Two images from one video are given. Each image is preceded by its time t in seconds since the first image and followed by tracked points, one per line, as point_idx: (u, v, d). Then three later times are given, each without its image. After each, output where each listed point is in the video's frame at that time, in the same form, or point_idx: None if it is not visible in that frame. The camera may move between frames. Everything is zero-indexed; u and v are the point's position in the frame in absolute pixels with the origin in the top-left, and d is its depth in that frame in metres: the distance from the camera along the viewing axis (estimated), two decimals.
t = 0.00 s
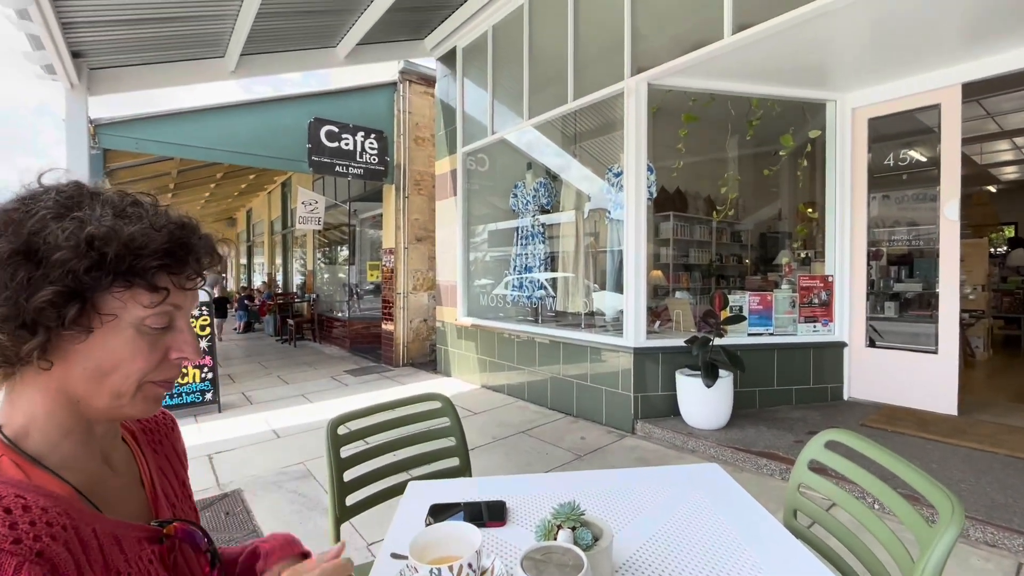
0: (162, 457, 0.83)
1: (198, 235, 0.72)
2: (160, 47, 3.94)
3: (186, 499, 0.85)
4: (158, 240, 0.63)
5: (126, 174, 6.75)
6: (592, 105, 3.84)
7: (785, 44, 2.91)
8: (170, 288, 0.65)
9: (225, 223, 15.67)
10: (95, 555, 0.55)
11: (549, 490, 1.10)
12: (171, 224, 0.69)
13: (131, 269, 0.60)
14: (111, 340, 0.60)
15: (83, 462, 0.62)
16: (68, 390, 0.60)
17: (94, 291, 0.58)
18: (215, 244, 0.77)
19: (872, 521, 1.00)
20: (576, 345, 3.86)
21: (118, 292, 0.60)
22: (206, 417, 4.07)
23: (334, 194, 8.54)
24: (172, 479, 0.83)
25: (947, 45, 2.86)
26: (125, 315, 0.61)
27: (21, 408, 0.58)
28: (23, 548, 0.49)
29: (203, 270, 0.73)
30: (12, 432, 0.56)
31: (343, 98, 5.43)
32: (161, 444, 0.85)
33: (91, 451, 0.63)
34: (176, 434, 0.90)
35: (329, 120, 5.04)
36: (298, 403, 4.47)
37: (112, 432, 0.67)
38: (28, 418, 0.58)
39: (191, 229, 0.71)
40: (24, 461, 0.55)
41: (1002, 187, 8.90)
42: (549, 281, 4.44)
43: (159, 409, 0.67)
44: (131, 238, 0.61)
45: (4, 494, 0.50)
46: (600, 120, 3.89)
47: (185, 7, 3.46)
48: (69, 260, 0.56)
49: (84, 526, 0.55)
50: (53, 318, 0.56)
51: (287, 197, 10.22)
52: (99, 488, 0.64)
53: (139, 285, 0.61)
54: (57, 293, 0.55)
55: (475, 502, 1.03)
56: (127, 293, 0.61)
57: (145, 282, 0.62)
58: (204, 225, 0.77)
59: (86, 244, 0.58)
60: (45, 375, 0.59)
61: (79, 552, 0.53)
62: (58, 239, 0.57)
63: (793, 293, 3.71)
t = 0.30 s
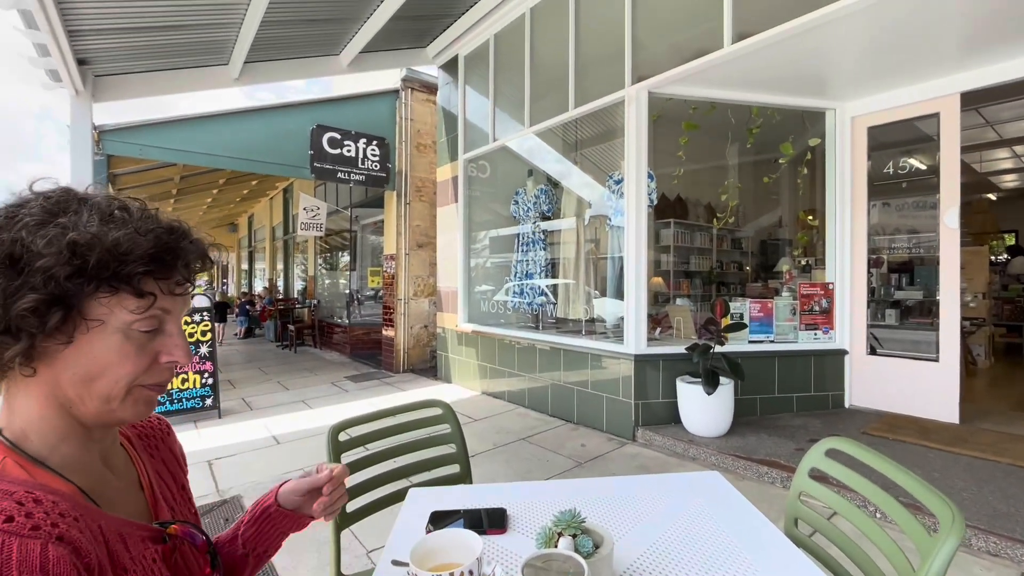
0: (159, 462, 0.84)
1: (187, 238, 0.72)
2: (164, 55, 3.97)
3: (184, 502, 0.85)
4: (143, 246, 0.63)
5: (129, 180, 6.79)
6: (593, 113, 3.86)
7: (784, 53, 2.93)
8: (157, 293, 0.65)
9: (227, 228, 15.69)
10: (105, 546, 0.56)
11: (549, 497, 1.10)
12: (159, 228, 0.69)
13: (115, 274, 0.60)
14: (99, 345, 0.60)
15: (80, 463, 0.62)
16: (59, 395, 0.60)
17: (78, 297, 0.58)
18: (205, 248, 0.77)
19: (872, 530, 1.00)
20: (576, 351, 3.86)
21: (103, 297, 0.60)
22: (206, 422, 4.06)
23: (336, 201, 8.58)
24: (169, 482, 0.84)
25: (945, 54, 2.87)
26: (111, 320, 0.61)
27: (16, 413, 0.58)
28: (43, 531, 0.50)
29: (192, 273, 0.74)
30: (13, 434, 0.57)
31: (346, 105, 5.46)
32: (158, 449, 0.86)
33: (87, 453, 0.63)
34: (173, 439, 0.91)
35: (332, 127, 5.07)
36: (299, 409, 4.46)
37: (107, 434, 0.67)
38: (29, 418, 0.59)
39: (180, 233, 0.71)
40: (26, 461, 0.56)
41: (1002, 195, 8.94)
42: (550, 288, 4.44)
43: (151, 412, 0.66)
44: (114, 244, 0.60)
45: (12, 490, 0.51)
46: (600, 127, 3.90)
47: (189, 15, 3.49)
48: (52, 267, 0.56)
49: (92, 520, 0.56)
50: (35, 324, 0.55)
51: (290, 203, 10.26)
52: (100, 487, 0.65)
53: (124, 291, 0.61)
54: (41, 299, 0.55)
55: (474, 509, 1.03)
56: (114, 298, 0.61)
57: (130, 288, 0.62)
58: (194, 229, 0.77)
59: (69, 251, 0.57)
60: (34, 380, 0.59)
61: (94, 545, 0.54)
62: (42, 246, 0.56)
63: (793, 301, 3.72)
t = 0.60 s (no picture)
0: (173, 470, 0.85)
1: (219, 250, 0.75)
2: (168, 63, 4.00)
3: (195, 509, 0.85)
4: (181, 255, 0.66)
5: (130, 186, 6.82)
6: (593, 121, 3.89)
7: (784, 63, 2.96)
8: (193, 302, 0.68)
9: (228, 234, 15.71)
10: (131, 550, 0.57)
11: (550, 504, 1.11)
12: (194, 239, 0.71)
13: (155, 283, 0.63)
14: (136, 351, 0.63)
15: (109, 467, 0.64)
16: (96, 399, 0.62)
17: (121, 303, 0.60)
18: (236, 259, 0.80)
19: (872, 538, 1.01)
20: (576, 358, 3.87)
21: (144, 305, 0.62)
22: (204, 429, 4.05)
23: (336, 207, 8.60)
24: (183, 490, 0.85)
25: (942, 64, 2.90)
26: (150, 326, 0.63)
27: (54, 416, 0.61)
28: (83, 530, 0.52)
29: (223, 283, 0.76)
30: (48, 437, 0.59)
31: (347, 112, 5.49)
32: (173, 456, 0.87)
33: (118, 457, 0.65)
34: (186, 446, 0.91)
35: (333, 134, 5.10)
36: (298, 416, 4.45)
37: (136, 439, 0.69)
38: (59, 423, 0.61)
39: (212, 244, 0.74)
40: (60, 463, 0.58)
41: (1000, 203, 8.96)
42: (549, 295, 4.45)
43: (179, 417, 0.69)
44: (155, 252, 0.63)
45: (53, 491, 0.53)
46: (600, 135, 3.93)
47: (193, 24, 3.52)
48: (99, 274, 0.59)
49: (120, 524, 0.57)
50: (81, 329, 0.58)
51: (290, 210, 10.28)
52: (126, 492, 0.66)
53: (164, 298, 0.64)
54: (89, 305, 0.58)
55: (474, 516, 1.03)
56: (153, 305, 0.63)
57: (169, 295, 0.64)
58: (224, 241, 0.80)
59: (115, 259, 0.60)
60: (73, 385, 0.61)
61: (124, 546, 0.56)
62: (90, 255, 0.59)
63: (792, 308, 3.72)
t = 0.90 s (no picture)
0: (184, 475, 0.86)
1: (234, 262, 0.78)
2: (171, 70, 4.03)
3: (207, 517, 0.86)
4: (202, 267, 0.68)
5: (131, 192, 6.84)
6: (592, 129, 3.92)
7: (783, 71, 2.97)
8: (210, 311, 0.70)
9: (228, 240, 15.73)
10: (135, 560, 0.58)
11: (551, 512, 1.11)
12: (212, 251, 0.74)
13: (177, 292, 0.65)
14: (154, 359, 0.64)
15: (120, 475, 0.65)
16: (112, 405, 0.64)
17: (145, 312, 0.62)
18: (248, 271, 0.83)
19: (870, 545, 1.02)
20: (575, 365, 3.87)
21: (165, 313, 0.64)
22: (203, 435, 4.05)
23: (336, 213, 8.62)
24: (193, 498, 0.85)
25: (938, 74, 2.93)
26: (169, 334, 0.65)
27: (67, 423, 0.62)
28: (80, 546, 0.52)
29: (237, 293, 0.79)
30: (59, 444, 0.60)
31: (348, 119, 5.53)
32: (184, 461, 0.88)
33: (129, 464, 0.66)
34: (197, 449, 0.92)
35: (334, 141, 5.13)
36: (297, 422, 4.44)
37: (145, 446, 0.70)
38: (72, 431, 0.62)
39: (228, 256, 0.77)
40: (69, 471, 0.59)
41: (997, 211, 9.01)
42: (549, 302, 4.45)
43: (191, 424, 0.70)
44: (178, 263, 0.65)
45: (57, 501, 0.54)
46: (599, 143, 3.96)
47: (197, 32, 3.55)
48: (125, 283, 0.60)
49: (123, 534, 0.58)
50: (108, 336, 0.59)
51: (290, 216, 10.31)
52: (133, 499, 0.67)
53: (184, 307, 0.66)
54: (116, 313, 0.59)
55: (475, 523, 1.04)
56: (174, 313, 0.65)
57: (189, 305, 0.67)
58: (237, 253, 0.83)
59: (140, 270, 0.62)
60: (90, 392, 0.62)
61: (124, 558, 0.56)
62: (117, 264, 0.61)
63: (791, 315, 3.73)
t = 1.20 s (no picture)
0: (184, 478, 0.87)
1: (238, 267, 0.79)
2: (173, 76, 4.05)
3: (207, 519, 0.87)
4: (206, 273, 0.69)
5: (131, 197, 6.85)
6: (591, 136, 3.95)
7: (781, 79, 3.00)
8: (214, 316, 0.71)
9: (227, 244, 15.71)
10: (138, 564, 0.58)
11: (550, 517, 1.11)
12: (215, 257, 0.75)
13: (181, 298, 0.66)
14: (158, 364, 0.65)
15: (123, 480, 0.65)
16: (116, 409, 0.65)
17: (150, 317, 0.63)
18: (251, 276, 0.83)
19: (867, 550, 1.03)
20: (574, 371, 3.88)
21: (169, 319, 0.65)
22: (201, 440, 4.04)
23: (335, 218, 8.64)
24: (195, 501, 0.86)
25: (934, 82, 2.96)
26: (173, 339, 0.66)
27: (71, 428, 0.62)
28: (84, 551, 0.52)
29: (240, 299, 0.80)
30: (62, 448, 0.61)
31: (349, 125, 5.56)
32: (184, 465, 0.88)
33: (131, 467, 0.67)
34: (196, 453, 0.93)
35: (334, 146, 5.17)
36: (296, 427, 4.44)
37: (147, 451, 0.71)
38: (75, 435, 0.62)
39: (232, 262, 0.78)
40: (71, 476, 0.59)
41: (994, 218, 9.06)
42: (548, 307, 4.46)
43: (193, 430, 0.71)
44: (183, 268, 0.66)
45: (61, 505, 0.54)
46: (598, 149, 3.99)
47: (198, 37, 3.57)
48: (131, 290, 0.62)
49: (126, 537, 0.58)
50: (114, 342, 0.60)
51: (289, 221, 10.32)
52: (135, 504, 0.68)
53: (188, 313, 0.67)
54: (123, 319, 0.61)
55: (474, 528, 1.04)
56: (179, 319, 0.66)
57: (194, 311, 0.68)
58: (240, 258, 0.84)
59: (147, 277, 0.63)
60: (94, 396, 0.63)
61: (126, 561, 0.57)
62: (122, 271, 0.62)
63: (789, 321, 3.75)
